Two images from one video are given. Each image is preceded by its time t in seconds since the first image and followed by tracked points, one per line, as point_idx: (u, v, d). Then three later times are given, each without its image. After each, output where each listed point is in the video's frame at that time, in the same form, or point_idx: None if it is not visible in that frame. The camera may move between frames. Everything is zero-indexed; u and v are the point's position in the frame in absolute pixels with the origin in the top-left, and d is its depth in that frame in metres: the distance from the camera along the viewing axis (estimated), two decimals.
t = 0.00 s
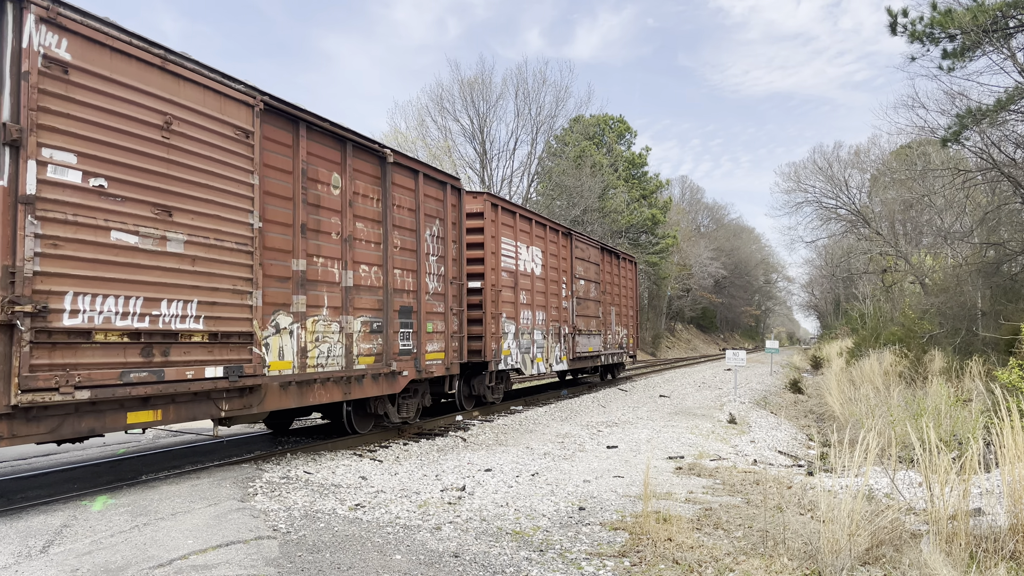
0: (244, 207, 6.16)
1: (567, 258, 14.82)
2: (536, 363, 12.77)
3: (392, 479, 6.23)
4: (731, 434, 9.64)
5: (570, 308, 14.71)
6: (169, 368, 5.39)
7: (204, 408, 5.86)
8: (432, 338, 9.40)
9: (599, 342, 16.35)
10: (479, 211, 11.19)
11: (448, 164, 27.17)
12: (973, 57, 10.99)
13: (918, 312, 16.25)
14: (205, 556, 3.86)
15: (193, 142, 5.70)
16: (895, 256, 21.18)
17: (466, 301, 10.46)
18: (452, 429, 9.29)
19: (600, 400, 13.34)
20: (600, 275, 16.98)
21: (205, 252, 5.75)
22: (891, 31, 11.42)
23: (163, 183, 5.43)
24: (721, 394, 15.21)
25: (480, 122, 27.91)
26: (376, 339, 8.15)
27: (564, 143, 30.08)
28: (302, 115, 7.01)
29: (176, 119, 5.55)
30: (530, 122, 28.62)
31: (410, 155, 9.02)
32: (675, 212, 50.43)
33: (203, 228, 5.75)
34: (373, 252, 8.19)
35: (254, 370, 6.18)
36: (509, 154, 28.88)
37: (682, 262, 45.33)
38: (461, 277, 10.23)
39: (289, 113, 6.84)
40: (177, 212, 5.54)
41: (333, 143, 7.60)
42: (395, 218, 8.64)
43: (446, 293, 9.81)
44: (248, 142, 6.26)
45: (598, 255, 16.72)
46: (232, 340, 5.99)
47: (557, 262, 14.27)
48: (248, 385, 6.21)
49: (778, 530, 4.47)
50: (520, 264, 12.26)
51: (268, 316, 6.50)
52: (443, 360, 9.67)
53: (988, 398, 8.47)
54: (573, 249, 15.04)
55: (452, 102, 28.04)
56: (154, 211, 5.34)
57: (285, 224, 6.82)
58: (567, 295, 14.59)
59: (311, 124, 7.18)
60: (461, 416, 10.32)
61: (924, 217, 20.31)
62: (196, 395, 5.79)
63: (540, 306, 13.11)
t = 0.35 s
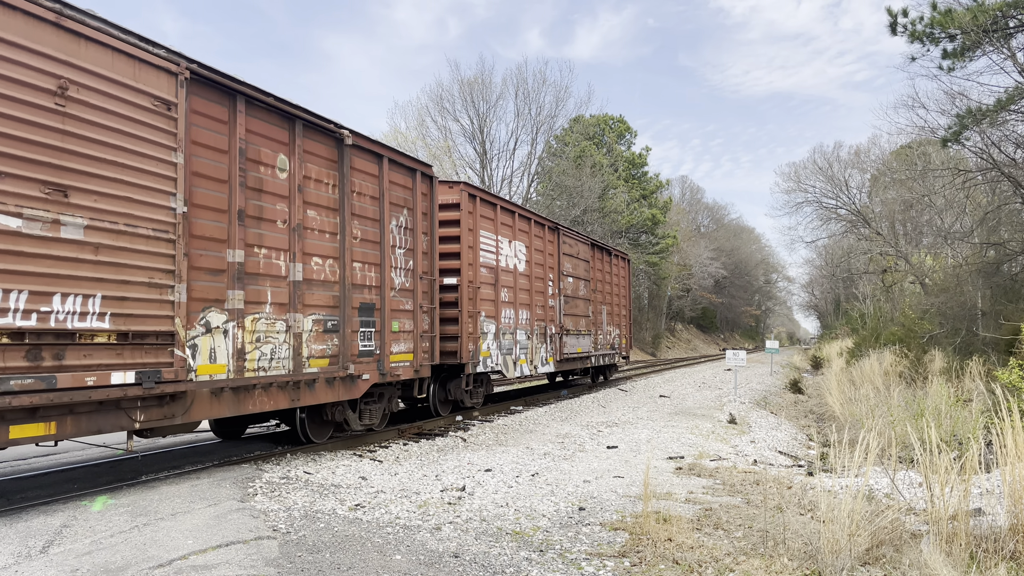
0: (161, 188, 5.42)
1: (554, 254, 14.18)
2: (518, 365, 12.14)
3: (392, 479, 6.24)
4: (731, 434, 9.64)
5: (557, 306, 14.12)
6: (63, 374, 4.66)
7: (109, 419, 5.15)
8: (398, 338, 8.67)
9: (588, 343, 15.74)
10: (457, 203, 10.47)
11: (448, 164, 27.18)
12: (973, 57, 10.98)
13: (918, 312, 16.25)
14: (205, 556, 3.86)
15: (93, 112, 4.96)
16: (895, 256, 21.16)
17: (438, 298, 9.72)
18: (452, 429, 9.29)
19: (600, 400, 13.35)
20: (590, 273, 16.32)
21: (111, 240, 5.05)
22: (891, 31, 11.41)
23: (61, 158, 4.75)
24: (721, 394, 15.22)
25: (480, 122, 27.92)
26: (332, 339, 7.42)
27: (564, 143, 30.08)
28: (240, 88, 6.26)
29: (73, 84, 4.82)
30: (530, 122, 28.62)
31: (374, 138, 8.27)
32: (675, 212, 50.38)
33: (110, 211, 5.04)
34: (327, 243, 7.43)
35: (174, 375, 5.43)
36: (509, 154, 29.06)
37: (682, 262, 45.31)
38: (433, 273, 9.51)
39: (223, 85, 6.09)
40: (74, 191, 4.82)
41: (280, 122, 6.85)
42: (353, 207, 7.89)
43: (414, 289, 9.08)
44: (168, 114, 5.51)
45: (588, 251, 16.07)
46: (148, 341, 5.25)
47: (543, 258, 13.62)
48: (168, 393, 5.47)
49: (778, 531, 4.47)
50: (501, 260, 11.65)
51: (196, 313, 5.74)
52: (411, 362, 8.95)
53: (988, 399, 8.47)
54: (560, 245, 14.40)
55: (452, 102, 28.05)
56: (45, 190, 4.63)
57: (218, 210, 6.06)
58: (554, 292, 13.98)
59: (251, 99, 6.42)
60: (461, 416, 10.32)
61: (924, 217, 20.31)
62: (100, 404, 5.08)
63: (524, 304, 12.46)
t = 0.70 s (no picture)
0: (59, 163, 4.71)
1: (540, 250, 13.28)
2: (500, 367, 11.30)
3: (392, 479, 6.24)
4: (731, 434, 9.65)
5: (543, 305, 13.23)
6: None
7: None
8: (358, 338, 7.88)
9: (578, 343, 14.90)
10: (429, 192, 9.62)
11: (448, 164, 27.18)
12: (973, 57, 10.98)
13: (918, 312, 16.25)
14: (205, 556, 3.86)
15: None
16: (895, 256, 21.14)
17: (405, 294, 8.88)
18: (452, 429, 9.29)
19: (600, 400, 13.34)
20: (580, 270, 15.41)
21: None
22: (891, 31, 11.42)
23: None
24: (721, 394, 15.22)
25: (480, 121, 27.92)
26: (276, 339, 6.60)
27: (564, 143, 30.08)
28: (160, 52, 5.47)
29: None
30: (530, 122, 28.61)
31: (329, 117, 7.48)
32: (675, 212, 50.32)
33: None
34: (271, 232, 6.60)
35: (70, 381, 4.65)
36: (509, 154, 28.73)
37: (682, 262, 45.27)
38: (400, 267, 8.73)
39: (138, 48, 5.28)
40: None
41: (211, 94, 6.03)
42: (303, 192, 7.07)
43: (377, 285, 8.28)
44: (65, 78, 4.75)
45: (577, 247, 15.15)
46: (35, 343, 4.50)
47: (527, 253, 12.72)
48: (61, 402, 4.68)
49: (778, 531, 4.47)
50: (479, 254, 10.80)
51: (100, 310, 4.94)
52: (374, 364, 8.15)
53: (988, 399, 8.47)
54: (546, 240, 13.48)
55: (452, 102, 28.06)
56: None
57: (131, 191, 5.24)
58: (539, 290, 13.07)
59: (174, 66, 5.62)
60: (461, 416, 10.32)
61: (924, 217, 20.32)
62: None
63: (504, 301, 11.58)
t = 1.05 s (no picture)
0: None
1: (523, 245, 12.54)
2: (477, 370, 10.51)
3: (392, 479, 6.24)
4: (731, 434, 9.64)
5: (527, 304, 12.52)
6: None
7: None
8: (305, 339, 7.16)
9: (565, 344, 14.25)
10: (397, 179, 8.86)
11: (448, 164, 27.17)
12: (973, 57, 10.97)
13: (918, 312, 16.24)
14: (205, 556, 3.86)
15: None
16: (895, 256, 21.13)
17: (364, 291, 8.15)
18: (452, 429, 9.29)
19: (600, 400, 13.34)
20: (568, 267, 14.72)
21: None
22: (891, 31, 11.41)
23: None
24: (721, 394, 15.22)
25: (480, 122, 27.92)
26: (205, 339, 5.93)
27: (564, 143, 30.08)
28: (57, 8, 4.75)
29: None
30: (530, 122, 28.60)
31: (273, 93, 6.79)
32: (675, 212, 50.27)
33: None
34: (198, 218, 5.90)
35: None
36: (509, 154, 29.33)
37: (682, 262, 45.26)
38: (360, 261, 8.02)
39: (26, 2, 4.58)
40: None
41: (121, 60, 5.31)
42: (238, 174, 6.37)
43: (331, 279, 7.58)
44: None
45: (564, 243, 14.43)
46: None
47: (509, 248, 11.98)
48: None
49: (778, 530, 4.47)
50: (454, 249, 10.08)
51: None
52: (326, 367, 7.47)
53: (988, 399, 8.47)
54: (530, 235, 12.74)
55: (452, 102, 28.06)
56: None
57: (20, 168, 4.56)
58: (522, 287, 12.34)
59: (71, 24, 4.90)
60: (461, 416, 10.32)
61: (924, 217, 20.31)
62: None
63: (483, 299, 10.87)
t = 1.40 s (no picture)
0: None
1: (504, 239, 11.65)
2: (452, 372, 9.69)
3: (392, 479, 6.24)
4: (731, 434, 9.65)
5: (508, 301, 11.66)
6: None
7: None
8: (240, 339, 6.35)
9: (552, 343, 13.44)
10: (357, 163, 8.00)
11: (448, 164, 27.17)
12: (973, 57, 10.97)
13: (918, 313, 16.24)
14: (205, 556, 3.86)
15: None
16: (895, 256, 21.12)
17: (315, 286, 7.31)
18: (452, 429, 9.29)
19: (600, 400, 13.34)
20: (555, 263, 13.89)
21: None
22: (891, 31, 11.42)
23: None
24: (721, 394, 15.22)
25: (480, 122, 27.92)
26: (114, 339, 5.13)
27: (564, 143, 30.10)
28: None
29: None
30: (530, 122, 28.58)
31: (204, 63, 6.01)
32: (675, 212, 50.24)
33: None
34: (106, 201, 5.12)
35: None
36: (509, 154, 29.58)
37: (682, 262, 45.27)
38: (311, 253, 7.24)
39: None
40: None
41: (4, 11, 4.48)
42: (158, 152, 5.58)
43: (274, 273, 6.77)
44: None
45: (550, 237, 13.56)
46: None
47: (489, 241, 11.10)
48: None
49: (778, 530, 4.47)
50: (425, 241, 9.21)
51: None
52: (268, 371, 6.66)
53: (988, 399, 8.47)
54: (512, 228, 11.84)
55: (452, 102, 28.04)
56: None
57: None
58: (503, 284, 11.46)
59: None
60: (461, 416, 10.31)
61: (924, 217, 20.32)
62: None
63: (458, 296, 9.99)
